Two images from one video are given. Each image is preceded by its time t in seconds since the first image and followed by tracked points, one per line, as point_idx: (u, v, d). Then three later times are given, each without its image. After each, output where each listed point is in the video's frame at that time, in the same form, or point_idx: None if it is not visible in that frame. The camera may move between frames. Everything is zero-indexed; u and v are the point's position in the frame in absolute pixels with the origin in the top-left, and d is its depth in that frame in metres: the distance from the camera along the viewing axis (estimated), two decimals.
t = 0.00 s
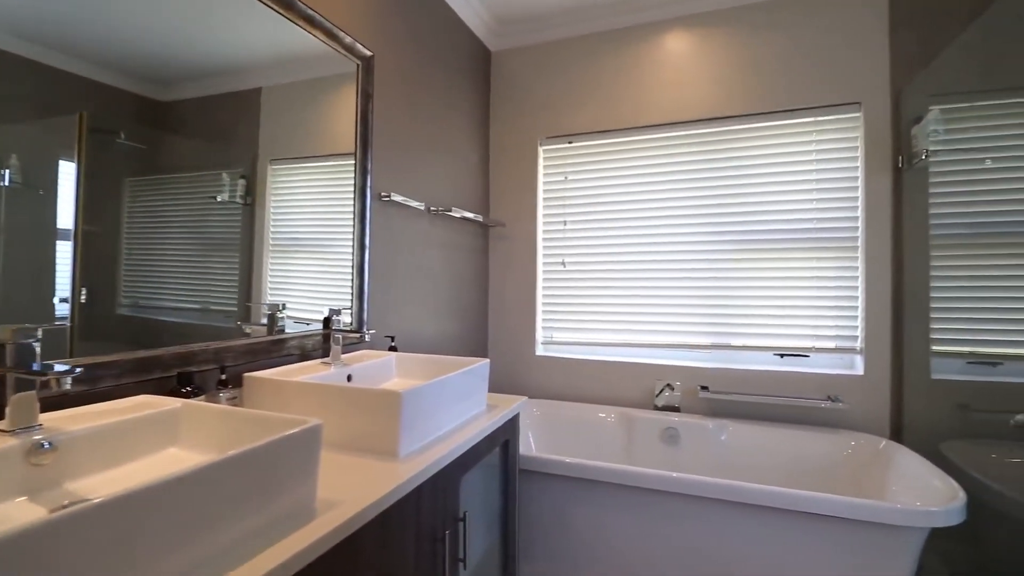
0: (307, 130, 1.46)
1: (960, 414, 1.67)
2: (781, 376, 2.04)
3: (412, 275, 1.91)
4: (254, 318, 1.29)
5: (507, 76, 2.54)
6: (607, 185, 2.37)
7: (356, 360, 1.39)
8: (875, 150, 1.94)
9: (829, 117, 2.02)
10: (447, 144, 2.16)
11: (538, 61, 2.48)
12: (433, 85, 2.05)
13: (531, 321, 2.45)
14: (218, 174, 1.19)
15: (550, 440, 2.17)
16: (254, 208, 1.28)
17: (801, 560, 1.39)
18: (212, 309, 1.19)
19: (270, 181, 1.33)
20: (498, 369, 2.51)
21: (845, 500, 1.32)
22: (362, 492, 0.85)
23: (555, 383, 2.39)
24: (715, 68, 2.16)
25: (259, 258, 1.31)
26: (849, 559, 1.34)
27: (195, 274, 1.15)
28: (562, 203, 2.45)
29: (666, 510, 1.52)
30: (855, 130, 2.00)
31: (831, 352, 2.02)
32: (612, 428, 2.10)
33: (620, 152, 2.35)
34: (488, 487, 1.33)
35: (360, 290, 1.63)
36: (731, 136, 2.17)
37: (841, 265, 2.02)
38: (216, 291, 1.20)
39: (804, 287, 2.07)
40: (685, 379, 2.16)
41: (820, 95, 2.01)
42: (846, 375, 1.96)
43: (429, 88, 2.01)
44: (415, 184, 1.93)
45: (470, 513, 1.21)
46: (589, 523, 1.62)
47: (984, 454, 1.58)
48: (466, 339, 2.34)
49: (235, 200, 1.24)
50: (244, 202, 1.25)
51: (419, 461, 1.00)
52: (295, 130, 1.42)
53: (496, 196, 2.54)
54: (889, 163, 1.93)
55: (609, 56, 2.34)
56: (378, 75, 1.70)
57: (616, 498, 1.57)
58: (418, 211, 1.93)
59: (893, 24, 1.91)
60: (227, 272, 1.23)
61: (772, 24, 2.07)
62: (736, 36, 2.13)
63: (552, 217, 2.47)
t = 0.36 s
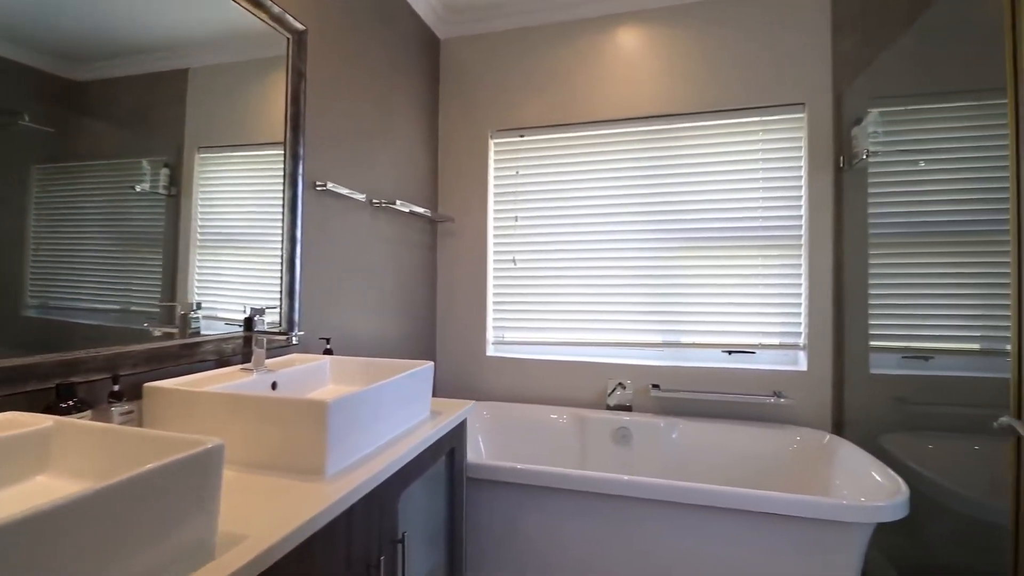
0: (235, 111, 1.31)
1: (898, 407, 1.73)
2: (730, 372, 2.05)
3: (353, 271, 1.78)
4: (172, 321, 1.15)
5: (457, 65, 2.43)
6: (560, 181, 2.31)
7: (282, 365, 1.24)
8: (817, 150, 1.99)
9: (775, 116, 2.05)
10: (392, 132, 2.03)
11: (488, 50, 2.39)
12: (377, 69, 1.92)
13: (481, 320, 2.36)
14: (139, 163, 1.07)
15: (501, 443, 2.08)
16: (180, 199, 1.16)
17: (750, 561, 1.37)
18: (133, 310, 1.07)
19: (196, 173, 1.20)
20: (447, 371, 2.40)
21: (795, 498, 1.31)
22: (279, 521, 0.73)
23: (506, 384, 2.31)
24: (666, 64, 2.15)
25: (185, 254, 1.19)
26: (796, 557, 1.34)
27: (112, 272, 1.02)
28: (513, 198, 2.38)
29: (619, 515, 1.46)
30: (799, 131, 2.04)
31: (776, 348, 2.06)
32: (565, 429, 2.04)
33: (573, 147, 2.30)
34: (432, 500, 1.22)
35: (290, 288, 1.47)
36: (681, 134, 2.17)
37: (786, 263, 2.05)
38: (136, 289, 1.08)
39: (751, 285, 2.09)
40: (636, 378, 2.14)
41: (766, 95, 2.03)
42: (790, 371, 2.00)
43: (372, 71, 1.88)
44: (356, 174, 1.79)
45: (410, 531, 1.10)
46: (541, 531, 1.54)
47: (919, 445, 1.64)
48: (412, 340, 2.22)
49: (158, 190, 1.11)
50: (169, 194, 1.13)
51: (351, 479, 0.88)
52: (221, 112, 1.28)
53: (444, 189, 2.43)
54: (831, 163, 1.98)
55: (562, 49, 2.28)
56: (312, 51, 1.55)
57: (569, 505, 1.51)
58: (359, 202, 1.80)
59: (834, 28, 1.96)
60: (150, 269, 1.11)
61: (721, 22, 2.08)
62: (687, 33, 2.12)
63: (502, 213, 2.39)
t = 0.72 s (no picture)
0: (138, 74, 1.12)
1: (840, 400, 1.77)
2: (679, 369, 2.03)
3: (281, 263, 1.60)
4: (50, 320, 0.95)
5: (399, 46, 2.28)
6: (509, 172, 2.21)
7: (186, 372, 1.07)
8: (764, 147, 2.01)
9: (724, 112, 2.05)
10: (327, 113, 1.85)
11: (433, 32, 2.25)
12: (309, 42, 1.74)
13: (425, 319, 2.22)
14: (31, 141, 0.90)
15: (447, 449, 1.96)
16: (82, 182, 1.00)
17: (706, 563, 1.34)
18: (27, 309, 0.90)
19: (102, 154, 1.05)
20: (389, 373, 2.24)
21: (751, 497, 1.28)
22: (165, 564, 0.59)
23: (452, 386, 2.19)
24: (618, 55, 2.10)
25: (88, 246, 1.02)
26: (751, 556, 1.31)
27: (4, 267, 0.86)
28: (460, 189, 2.25)
29: (573, 523, 1.38)
30: (746, 127, 2.05)
31: (723, 344, 2.06)
32: (514, 431, 1.95)
33: (523, 137, 2.20)
34: (367, 520, 1.09)
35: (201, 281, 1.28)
36: (633, 127, 2.12)
37: (734, 258, 2.06)
38: (33, 282, 0.91)
39: (700, 280, 2.07)
40: (587, 376, 2.08)
41: (716, 91, 2.02)
42: (737, 366, 2.00)
43: (303, 43, 1.70)
44: (285, 156, 1.61)
45: (339, 559, 0.96)
46: (490, 543, 1.44)
47: (861, 436, 1.68)
48: (350, 341, 2.04)
49: (55, 172, 0.95)
50: (68, 175, 0.97)
51: (264, 506, 0.74)
52: (121, 74, 1.08)
53: (385, 179, 2.27)
54: (777, 159, 2.01)
55: (512, 34, 2.18)
56: (230, 12, 1.37)
57: (519, 514, 1.41)
58: (287, 187, 1.62)
59: (780, 26, 1.98)
60: (49, 262, 0.94)
61: (671, 15, 2.05)
62: (638, 24, 2.08)
63: (449, 205, 2.26)
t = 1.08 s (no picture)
0: None
1: (780, 393, 1.81)
2: (625, 366, 2.00)
3: (189, 255, 1.39)
4: None
5: (331, 22, 2.09)
6: (452, 161, 2.09)
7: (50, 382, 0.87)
8: (708, 144, 2.01)
9: (669, 108, 2.04)
10: (248, 88, 1.65)
11: (369, 8, 2.08)
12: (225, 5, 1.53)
13: (361, 318, 2.05)
14: None
15: (384, 459, 1.82)
16: None
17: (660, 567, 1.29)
18: None
19: None
20: (320, 377, 2.06)
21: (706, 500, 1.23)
22: None
23: (390, 390, 2.04)
24: (565, 44, 2.03)
25: None
26: (704, 557, 1.28)
27: None
28: (399, 178, 2.10)
29: (524, 535, 1.29)
30: (691, 124, 2.06)
31: (668, 340, 2.05)
32: (457, 437, 1.84)
33: (467, 125, 2.09)
34: (286, 551, 0.94)
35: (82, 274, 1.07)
36: (580, 119, 2.07)
37: (679, 255, 2.05)
38: None
39: (646, 276, 2.05)
40: (534, 375, 2.00)
41: (662, 85, 2.01)
42: (682, 363, 2.00)
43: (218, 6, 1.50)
44: (195, 132, 1.41)
45: None
46: (432, 561, 1.32)
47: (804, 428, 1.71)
48: (275, 342, 1.85)
49: None
50: None
51: (144, 551, 0.59)
52: None
53: (316, 165, 2.07)
54: (720, 156, 2.02)
55: (455, 15, 2.06)
56: None
57: (464, 529, 1.30)
58: (196, 168, 1.41)
59: (723, 24, 2.00)
60: None
61: (618, 6, 2.01)
62: (586, 14, 2.03)
63: (387, 196, 2.10)
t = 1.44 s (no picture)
0: None
1: (717, 380, 1.83)
2: (568, 357, 1.94)
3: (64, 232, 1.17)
4: None
5: None
6: (386, 141, 1.94)
7: None
8: (650, 132, 2.00)
9: (612, 95, 2.01)
10: (144, 43, 1.42)
11: None
12: None
13: (283, 309, 1.86)
14: None
15: (308, 465, 1.65)
16: None
17: (608, 564, 1.23)
18: None
19: None
20: (235, 376, 1.84)
21: (656, 491, 1.18)
22: None
23: (317, 388, 1.86)
24: (508, 22, 1.94)
25: None
26: (651, 550, 1.24)
27: None
28: (327, 157, 1.93)
29: (464, 539, 1.19)
30: (632, 112, 2.04)
31: (610, 330, 2.01)
32: (391, 437, 1.70)
33: (403, 103, 1.95)
34: None
35: None
36: (522, 100, 1.99)
37: (621, 243, 2.03)
38: None
39: (589, 265, 2.01)
40: (475, 369, 1.90)
41: (605, 71, 1.97)
42: (625, 353, 1.97)
43: None
44: (72, 86, 1.18)
45: None
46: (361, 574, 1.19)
47: (742, 413, 1.74)
48: (179, 338, 1.62)
49: None
50: None
51: None
52: None
53: (230, 139, 1.85)
54: (662, 144, 2.01)
55: None
56: None
57: (398, 536, 1.17)
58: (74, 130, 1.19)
59: (664, 12, 1.99)
60: None
61: None
62: None
63: (313, 176, 1.92)
